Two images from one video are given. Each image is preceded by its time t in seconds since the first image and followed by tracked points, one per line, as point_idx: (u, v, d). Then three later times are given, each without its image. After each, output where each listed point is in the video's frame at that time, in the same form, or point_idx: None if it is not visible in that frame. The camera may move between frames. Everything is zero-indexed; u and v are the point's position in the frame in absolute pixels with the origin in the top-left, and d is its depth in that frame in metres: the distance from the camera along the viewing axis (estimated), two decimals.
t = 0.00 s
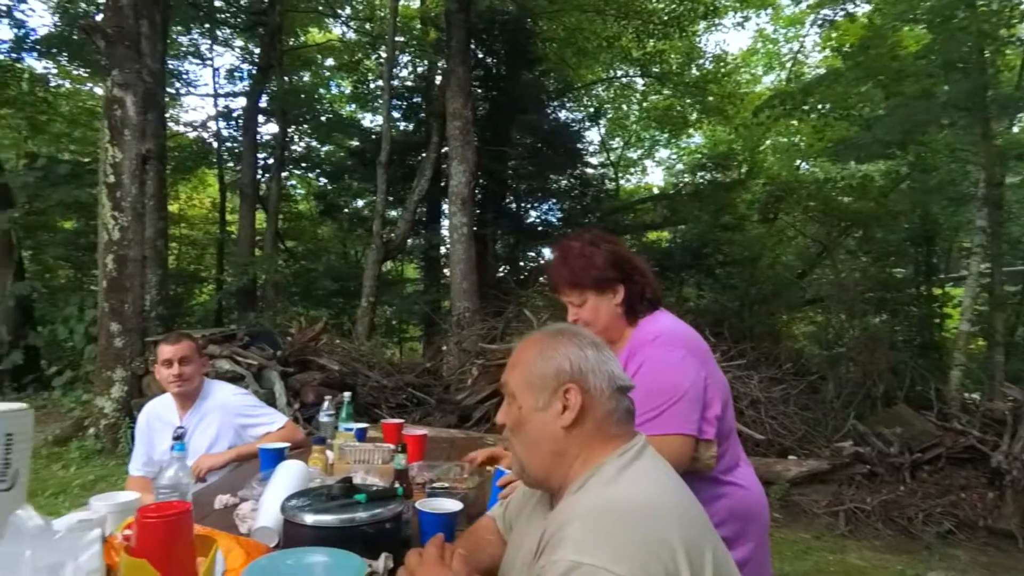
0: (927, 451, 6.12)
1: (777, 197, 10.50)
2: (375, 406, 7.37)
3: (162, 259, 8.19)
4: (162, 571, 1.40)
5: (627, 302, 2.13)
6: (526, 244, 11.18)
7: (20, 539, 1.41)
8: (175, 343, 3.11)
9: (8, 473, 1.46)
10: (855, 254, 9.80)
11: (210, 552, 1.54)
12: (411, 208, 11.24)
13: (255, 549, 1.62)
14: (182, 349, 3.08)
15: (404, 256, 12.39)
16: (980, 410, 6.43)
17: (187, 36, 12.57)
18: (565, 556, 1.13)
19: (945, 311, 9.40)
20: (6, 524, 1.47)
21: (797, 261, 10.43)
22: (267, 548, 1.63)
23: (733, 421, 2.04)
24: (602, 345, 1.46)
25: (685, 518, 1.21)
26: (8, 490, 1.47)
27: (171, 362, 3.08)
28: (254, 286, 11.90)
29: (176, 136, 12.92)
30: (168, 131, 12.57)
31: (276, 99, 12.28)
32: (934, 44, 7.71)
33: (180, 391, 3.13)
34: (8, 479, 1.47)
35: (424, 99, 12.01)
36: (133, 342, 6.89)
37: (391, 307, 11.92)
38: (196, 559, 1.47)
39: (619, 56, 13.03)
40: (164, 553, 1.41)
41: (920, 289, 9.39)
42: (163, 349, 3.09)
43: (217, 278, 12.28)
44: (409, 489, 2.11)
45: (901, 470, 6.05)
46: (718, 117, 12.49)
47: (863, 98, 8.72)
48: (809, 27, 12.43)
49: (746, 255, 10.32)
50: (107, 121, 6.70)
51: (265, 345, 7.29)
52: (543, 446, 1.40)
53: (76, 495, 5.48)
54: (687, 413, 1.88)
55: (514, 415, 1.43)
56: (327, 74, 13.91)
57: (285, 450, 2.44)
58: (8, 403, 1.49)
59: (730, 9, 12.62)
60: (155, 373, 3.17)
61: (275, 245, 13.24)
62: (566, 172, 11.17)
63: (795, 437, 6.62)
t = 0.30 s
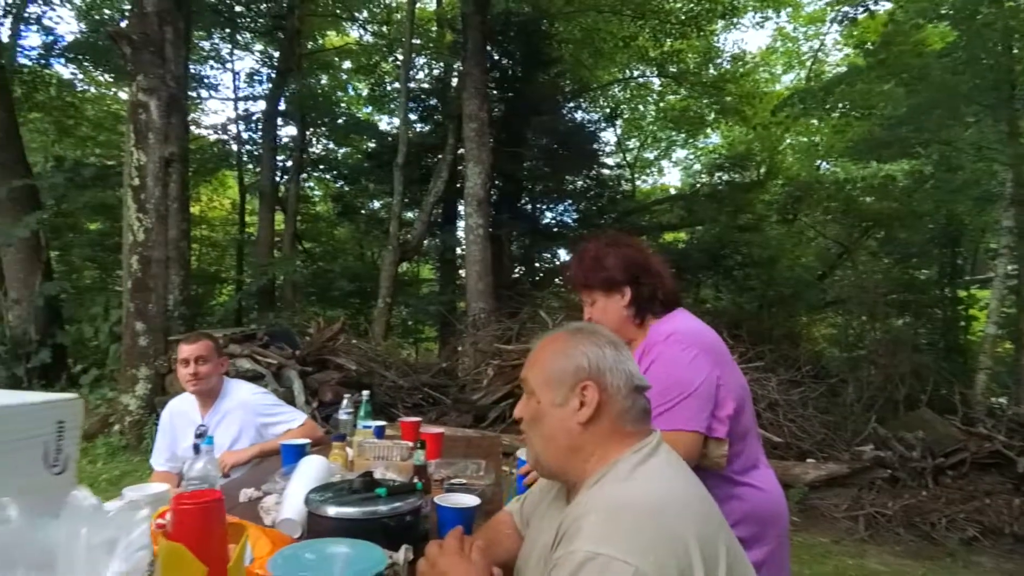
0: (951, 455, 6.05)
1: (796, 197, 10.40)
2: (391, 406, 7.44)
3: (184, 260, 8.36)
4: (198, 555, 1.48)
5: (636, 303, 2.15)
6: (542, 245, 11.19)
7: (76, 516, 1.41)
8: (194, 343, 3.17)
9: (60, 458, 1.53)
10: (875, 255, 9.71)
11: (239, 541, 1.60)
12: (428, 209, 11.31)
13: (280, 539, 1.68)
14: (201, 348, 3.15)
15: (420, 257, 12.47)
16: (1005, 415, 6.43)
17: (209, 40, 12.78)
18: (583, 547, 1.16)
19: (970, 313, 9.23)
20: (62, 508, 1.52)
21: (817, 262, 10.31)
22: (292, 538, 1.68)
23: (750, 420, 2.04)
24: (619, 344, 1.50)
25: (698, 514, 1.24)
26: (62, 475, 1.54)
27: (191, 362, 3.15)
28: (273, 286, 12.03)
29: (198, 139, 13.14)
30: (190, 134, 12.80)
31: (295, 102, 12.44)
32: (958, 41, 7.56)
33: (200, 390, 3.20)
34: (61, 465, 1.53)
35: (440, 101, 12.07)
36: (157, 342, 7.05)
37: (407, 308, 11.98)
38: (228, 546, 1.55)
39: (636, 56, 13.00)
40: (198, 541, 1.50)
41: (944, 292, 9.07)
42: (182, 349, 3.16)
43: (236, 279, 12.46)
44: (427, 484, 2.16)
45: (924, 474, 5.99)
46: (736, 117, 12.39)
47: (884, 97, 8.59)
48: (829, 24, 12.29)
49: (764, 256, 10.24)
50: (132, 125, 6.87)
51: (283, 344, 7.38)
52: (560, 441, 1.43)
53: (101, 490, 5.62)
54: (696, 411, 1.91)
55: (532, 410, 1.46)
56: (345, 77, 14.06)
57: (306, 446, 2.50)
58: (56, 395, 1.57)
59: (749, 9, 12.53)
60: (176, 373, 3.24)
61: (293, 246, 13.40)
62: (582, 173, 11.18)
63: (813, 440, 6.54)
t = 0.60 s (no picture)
0: (970, 458, 6.04)
1: (813, 197, 10.34)
2: (407, 406, 7.52)
3: (205, 260, 8.53)
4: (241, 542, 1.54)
5: (647, 305, 2.19)
6: (557, 245, 11.24)
7: (145, 500, 1.35)
8: (219, 344, 3.27)
9: (124, 450, 1.46)
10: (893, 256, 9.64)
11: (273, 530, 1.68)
12: (444, 210, 11.41)
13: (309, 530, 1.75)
14: (226, 349, 3.25)
15: (436, 258, 12.59)
16: None
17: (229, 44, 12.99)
18: (597, 537, 1.22)
19: (990, 315, 9.13)
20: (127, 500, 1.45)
21: (834, 263, 10.25)
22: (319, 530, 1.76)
23: (758, 421, 2.07)
24: (634, 347, 1.55)
25: (707, 510, 1.29)
26: (125, 467, 1.47)
27: (216, 362, 3.25)
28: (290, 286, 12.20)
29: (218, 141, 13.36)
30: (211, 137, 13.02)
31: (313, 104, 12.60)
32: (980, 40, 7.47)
33: (225, 390, 3.29)
34: (124, 456, 1.47)
35: (456, 102, 12.17)
36: (179, 340, 7.21)
37: (423, 308, 12.06)
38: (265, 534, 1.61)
39: (651, 57, 13.01)
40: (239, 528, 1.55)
41: (964, 293, 9.04)
42: (208, 349, 3.26)
43: (255, 279, 12.66)
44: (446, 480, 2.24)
45: (942, 477, 5.96)
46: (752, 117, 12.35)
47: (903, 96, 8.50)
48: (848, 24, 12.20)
49: (781, 257, 10.20)
50: (156, 129, 7.02)
51: (302, 344, 7.48)
52: (576, 438, 1.49)
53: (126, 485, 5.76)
54: (696, 408, 1.96)
55: (549, 407, 1.52)
56: (362, 79, 14.21)
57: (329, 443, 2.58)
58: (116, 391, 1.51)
59: (766, 9, 12.49)
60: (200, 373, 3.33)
61: (311, 247, 13.58)
62: (597, 173, 11.22)
63: (829, 442, 6.52)
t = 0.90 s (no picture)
0: (984, 460, 5.98)
1: (829, 198, 10.32)
2: (425, 405, 7.66)
3: (228, 262, 8.75)
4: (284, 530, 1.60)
5: (657, 311, 2.28)
6: (573, 246, 11.31)
7: (213, 487, 1.41)
8: (248, 347, 3.41)
9: (189, 444, 1.50)
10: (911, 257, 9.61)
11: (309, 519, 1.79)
12: (460, 212, 11.56)
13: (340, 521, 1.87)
14: (255, 352, 3.39)
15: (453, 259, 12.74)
16: None
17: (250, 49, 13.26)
18: (607, 526, 1.33)
19: (1010, 317, 9.06)
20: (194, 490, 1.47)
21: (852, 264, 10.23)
22: (349, 522, 1.88)
23: (761, 421, 2.16)
24: (647, 354, 1.65)
25: (710, 505, 1.39)
26: (191, 461, 1.51)
27: (246, 365, 3.39)
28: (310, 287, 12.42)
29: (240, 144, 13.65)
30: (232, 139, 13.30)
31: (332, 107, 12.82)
32: (999, 40, 7.41)
33: (253, 391, 3.43)
34: (189, 449, 1.51)
35: (473, 105, 12.33)
36: (202, 340, 7.42)
37: (439, 309, 12.19)
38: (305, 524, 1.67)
39: (667, 58, 13.04)
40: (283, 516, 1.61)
41: (983, 295, 9.01)
42: (237, 352, 3.40)
43: (275, 280, 12.90)
44: (467, 476, 2.36)
45: (956, 478, 5.93)
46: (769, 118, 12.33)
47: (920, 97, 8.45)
48: (866, 25, 12.15)
49: (797, 258, 10.18)
50: (182, 134, 7.24)
51: (322, 344, 7.58)
52: (589, 436, 1.59)
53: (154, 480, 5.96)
54: (700, 409, 2.06)
55: (566, 407, 1.62)
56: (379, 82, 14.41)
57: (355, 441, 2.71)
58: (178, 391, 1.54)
59: (783, 10, 12.48)
60: (229, 374, 3.48)
61: (330, 248, 13.80)
62: (613, 173, 11.31)
63: (844, 443, 6.54)
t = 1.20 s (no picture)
0: (1001, 462, 6.02)
1: (847, 199, 10.24)
2: (442, 405, 7.78)
3: (251, 263, 8.96)
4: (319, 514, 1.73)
5: (665, 313, 2.37)
6: (589, 247, 11.37)
7: (265, 468, 1.58)
8: (272, 348, 3.55)
9: (240, 432, 1.70)
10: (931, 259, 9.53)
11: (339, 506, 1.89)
12: (477, 213, 11.69)
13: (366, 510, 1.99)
14: (279, 354, 3.53)
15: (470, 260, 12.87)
16: None
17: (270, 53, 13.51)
18: (615, 511, 1.43)
19: None
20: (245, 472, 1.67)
21: (871, 265, 10.17)
22: (374, 510, 2.00)
23: (765, 420, 2.24)
24: (656, 357, 1.74)
25: (712, 494, 1.49)
26: (242, 447, 1.70)
27: (270, 366, 3.53)
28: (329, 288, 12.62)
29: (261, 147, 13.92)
30: (254, 142, 13.59)
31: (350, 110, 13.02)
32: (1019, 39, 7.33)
33: (278, 390, 3.57)
34: (240, 437, 1.70)
35: (490, 107, 12.46)
36: (226, 340, 7.62)
37: (456, 309, 12.32)
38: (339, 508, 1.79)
39: (683, 59, 13.05)
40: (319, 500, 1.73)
41: (1005, 296, 8.64)
42: (261, 354, 3.54)
43: (295, 281, 13.11)
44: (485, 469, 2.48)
45: (972, 481, 5.94)
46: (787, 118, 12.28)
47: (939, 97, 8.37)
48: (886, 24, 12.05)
49: (813, 260, 10.19)
50: (205, 139, 7.43)
51: (342, 344, 7.70)
52: (599, 431, 1.69)
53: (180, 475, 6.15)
54: (706, 408, 2.15)
55: (578, 403, 1.72)
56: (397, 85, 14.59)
57: (377, 437, 2.83)
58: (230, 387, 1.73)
59: (800, 10, 12.43)
60: (253, 375, 3.62)
61: (348, 249, 13.99)
62: (629, 175, 11.35)
63: (859, 444, 6.55)
